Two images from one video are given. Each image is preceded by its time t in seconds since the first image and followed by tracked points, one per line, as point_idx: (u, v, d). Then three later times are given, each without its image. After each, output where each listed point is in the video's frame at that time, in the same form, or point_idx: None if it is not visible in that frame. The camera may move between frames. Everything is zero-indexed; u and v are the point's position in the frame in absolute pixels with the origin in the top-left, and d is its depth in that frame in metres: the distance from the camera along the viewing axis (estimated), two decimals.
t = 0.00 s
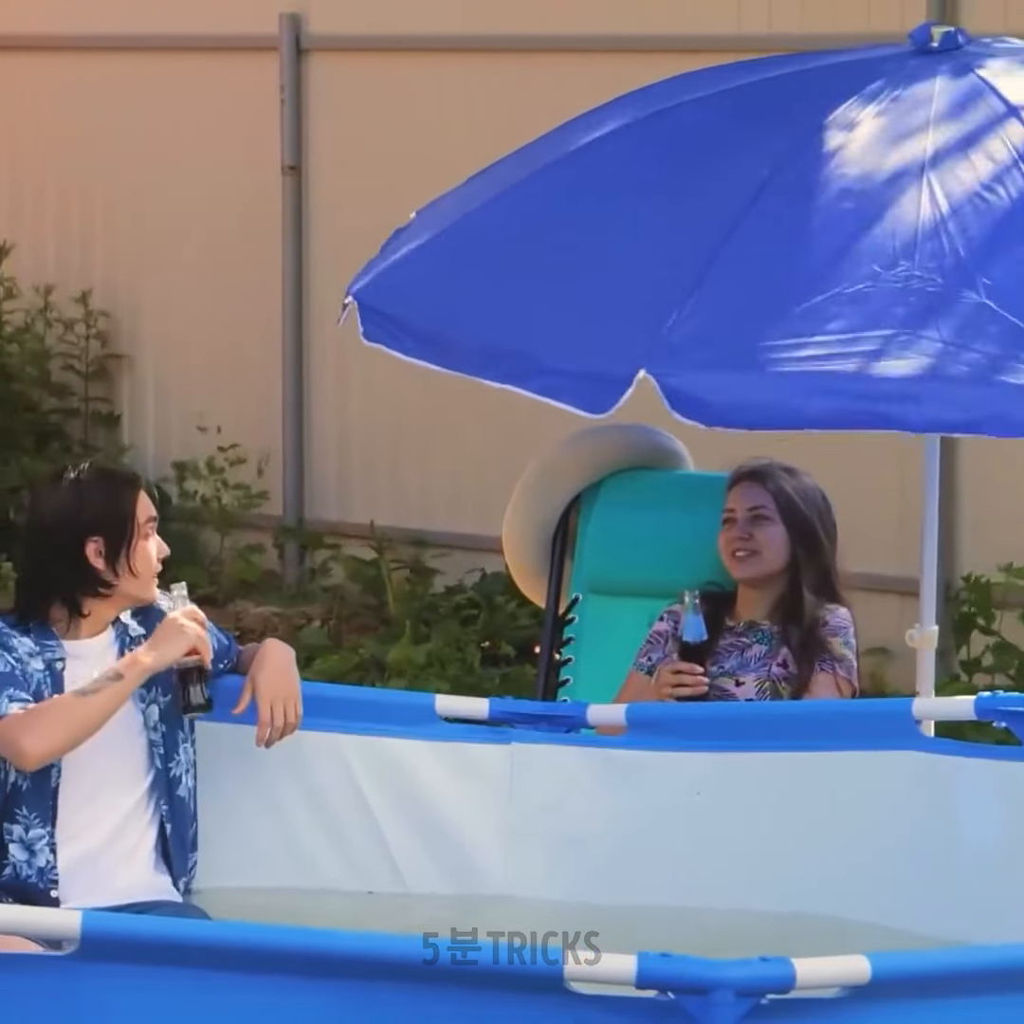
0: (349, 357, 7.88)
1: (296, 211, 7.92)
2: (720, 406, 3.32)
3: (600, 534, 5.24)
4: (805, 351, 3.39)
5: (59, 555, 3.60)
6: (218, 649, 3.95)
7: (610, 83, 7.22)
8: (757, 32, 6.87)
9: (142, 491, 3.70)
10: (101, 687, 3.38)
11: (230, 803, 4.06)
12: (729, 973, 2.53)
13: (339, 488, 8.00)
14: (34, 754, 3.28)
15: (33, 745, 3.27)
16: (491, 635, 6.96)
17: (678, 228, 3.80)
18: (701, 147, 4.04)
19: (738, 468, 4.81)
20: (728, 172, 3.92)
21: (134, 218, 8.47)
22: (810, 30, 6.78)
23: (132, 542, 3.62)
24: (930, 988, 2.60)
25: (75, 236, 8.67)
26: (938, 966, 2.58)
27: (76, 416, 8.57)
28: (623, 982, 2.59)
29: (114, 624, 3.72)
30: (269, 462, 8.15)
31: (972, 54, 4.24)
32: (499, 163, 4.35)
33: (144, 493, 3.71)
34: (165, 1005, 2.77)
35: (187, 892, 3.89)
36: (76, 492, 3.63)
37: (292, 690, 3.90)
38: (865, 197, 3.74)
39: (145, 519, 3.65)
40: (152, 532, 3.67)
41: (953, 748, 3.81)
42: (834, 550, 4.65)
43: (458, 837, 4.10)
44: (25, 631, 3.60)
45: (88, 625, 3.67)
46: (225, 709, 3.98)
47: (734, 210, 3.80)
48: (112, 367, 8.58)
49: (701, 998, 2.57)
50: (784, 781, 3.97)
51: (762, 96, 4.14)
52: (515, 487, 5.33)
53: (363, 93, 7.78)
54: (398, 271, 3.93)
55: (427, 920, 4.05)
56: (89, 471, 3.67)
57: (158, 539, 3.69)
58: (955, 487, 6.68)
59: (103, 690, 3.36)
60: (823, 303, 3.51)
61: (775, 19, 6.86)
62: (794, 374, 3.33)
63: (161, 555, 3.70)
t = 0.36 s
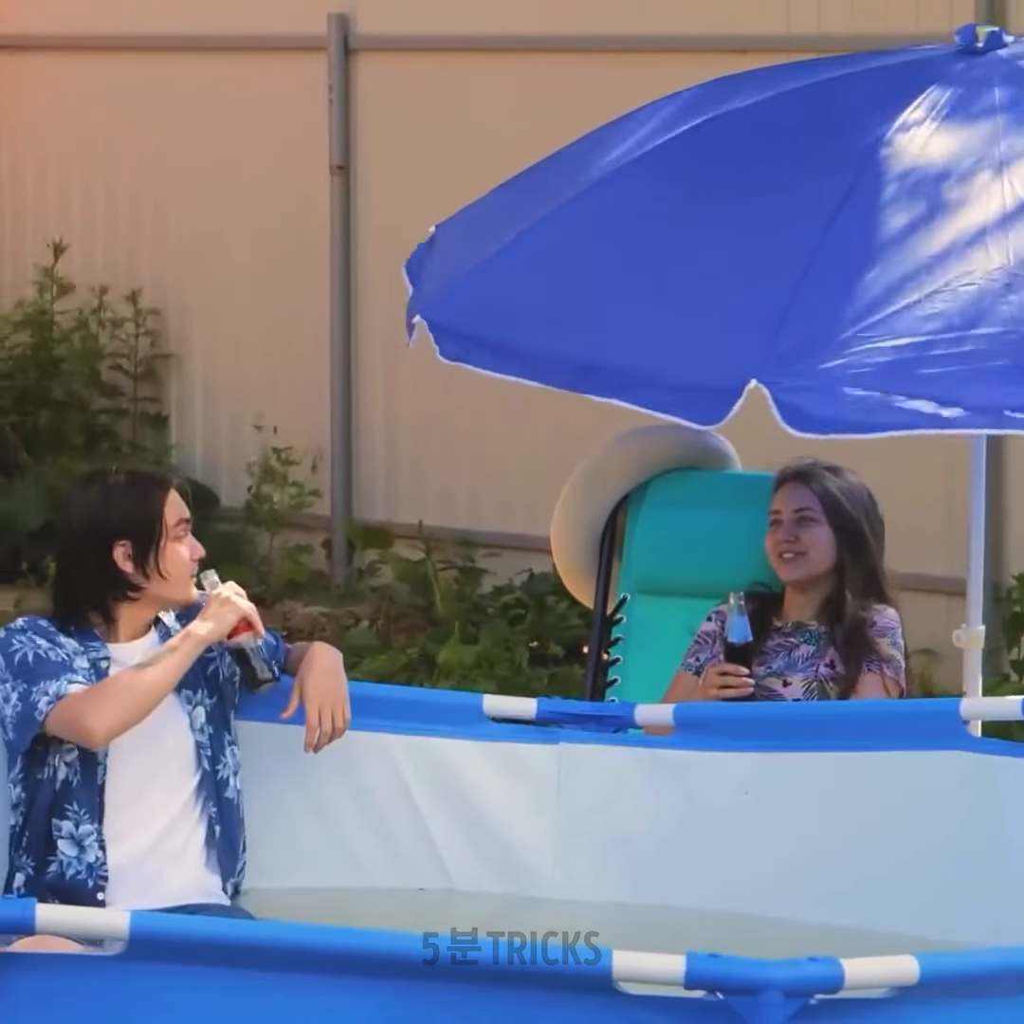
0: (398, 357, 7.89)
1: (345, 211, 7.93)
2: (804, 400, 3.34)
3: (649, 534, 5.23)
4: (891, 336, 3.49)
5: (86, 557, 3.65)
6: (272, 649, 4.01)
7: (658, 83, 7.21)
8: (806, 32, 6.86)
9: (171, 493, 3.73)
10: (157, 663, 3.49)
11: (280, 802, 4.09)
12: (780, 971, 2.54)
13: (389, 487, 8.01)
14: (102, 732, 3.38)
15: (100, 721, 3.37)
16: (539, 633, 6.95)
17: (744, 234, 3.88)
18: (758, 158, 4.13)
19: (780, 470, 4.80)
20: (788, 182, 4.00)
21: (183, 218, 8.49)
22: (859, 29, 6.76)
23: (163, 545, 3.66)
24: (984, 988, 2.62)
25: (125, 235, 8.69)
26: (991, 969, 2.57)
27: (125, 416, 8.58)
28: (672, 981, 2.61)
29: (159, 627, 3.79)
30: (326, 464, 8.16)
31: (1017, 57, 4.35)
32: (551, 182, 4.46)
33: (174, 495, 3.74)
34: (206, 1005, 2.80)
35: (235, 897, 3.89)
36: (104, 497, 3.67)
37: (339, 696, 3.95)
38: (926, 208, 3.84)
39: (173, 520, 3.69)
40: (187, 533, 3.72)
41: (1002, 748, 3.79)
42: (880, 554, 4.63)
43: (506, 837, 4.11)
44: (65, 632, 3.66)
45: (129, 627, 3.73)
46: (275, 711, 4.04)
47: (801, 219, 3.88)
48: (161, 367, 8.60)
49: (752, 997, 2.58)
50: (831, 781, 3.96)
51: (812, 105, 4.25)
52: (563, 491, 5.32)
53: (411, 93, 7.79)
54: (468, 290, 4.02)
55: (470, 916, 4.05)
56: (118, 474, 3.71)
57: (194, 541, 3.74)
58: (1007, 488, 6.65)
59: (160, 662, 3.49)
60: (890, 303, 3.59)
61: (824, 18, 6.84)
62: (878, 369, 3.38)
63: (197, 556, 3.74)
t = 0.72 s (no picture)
0: (452, 357, 7.91)
1: (398, 211, 7.94)
2: (851, 394, 3.43)
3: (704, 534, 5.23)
4: (930, 328, 3.58)
5: (130, 557, 3.68)
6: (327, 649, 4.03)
7: (710, 83, 7.21)
8: (858, 32, 6.84)
9: (216, 493, 3.74)
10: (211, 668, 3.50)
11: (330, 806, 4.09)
12: (831, 973, 2.60)
13: (442, 487, 8.02)
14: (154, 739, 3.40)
15: (154, 727, 3.39)
16: (593, 634, 6.95)
17: (794, 237, 3.98)
18: (813, 158, 4.22)
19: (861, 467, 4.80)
20: (838, 184, 4.10)
21: (236, 218, 8.51)
22: (913, 30, 6.74)
23: (211, 545, 3.67)
24: None
25: (178, 234, 8.72)
26: None
27: (176, 417, 8.63)
28: (725, 981, 2.67)
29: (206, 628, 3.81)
30: (366, 461, 8.19)
31: None
32: (606, 181, 4.59)
33: (221, 494, 3.75)
34: (246, 1005, 2.89)
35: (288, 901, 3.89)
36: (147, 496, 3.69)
37: (392, 697, 3.96)
38: (969, 200, 3.94)
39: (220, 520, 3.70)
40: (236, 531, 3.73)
41: None
42: (944, 562, 4.58)
43: (559, 837, 4.11)
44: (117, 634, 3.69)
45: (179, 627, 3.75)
46: (328, 710, 4.06)
47: (851, 221, 3.97)
48: (211, 366, 8.64)
49: (803, 998, 2.64)
50: (886, 782, 3.95)
51: (868, 109, 4.33)
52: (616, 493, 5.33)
53: (463, 93, 7.80)
54: (523, 299, 4.17)
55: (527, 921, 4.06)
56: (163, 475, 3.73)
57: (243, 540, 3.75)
58: None
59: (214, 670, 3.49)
60: (929, 290, 3.69)
61: (876, 19, 6.82)
62: (920, 365, 3.47)
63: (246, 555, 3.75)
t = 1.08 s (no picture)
0: (508, 358, 7.91)
1: (454, 210, 7.95)
2: (892, 400, 3.55)
3: (761, 534, 5.24)
4: (977, 327, 3.73)
5: (179, 556, 3.72)
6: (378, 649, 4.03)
7: (767, 83, 7.19)
8: (916, 33, 6.81)
9: (264, 489, 3.75)
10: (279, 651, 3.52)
11: (388, 808, 4.14)
12: (887, 973, 2.62)
13: (499, 487, 8.02)
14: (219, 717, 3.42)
15: (217, 709, 3.41)
16: (649, 634, 6.95)
17: (841, 244, 4.12)
18: (863, 165, 4.37)
19: (920, 466, 4.75)
20: (884, 194, 4.24)
21: (294, 217, 8.54)
22: (969, 30, 6.70)
23: (254, 543, 3.69)
24: None
25: (235, 234, 8.74)
26: None
27: (233, 416, 8.66)
28: (781, 980, 2.68)
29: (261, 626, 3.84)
30: (416, 461, 8.23)
31: None
32: (657, 181, 4.72)
33: (268, 490, 3.76)
34: (307, 1005, 2.91)
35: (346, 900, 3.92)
36: (194, 497, 3.72)
37: (448, 698, 3.98)
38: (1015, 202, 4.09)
39: (264, 516, 3.71)
40: (283, 526, 3.74)
41: None
42: (1002, 564, 4.56)
43: (614, 837, 4.11)
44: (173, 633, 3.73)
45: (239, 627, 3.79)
46: (385, 710, 4.10)
47: (896, 229, 4.11)
48: (268, 366, 8.66)
49: (859, 997, 2.66)
50: (937, 781, 3.93)
51: (919, 116, 4.47)
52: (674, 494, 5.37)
53: (520, 93, 7.80)
54: (572, 290, 4.33)
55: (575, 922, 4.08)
56: (212, 475, 3.76)
57: (291, 533, 3.76)
58: None
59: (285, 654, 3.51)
60: (978, 291, 3.84)
61: (933, 19, 6.79)
62: (960, 367, 3.60)
63: (297, 549, 3.76)
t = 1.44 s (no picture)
0: (569, 359, 7.92)
1: (515, 211, 7.98)
2: (945, 404, 3.59)
3: (822, 534, 5.23)
4: None
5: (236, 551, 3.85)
6: (434, 650, 4.07)
7: (828, 82, 7.19)
8: (977, 32, 6.80)
9: (309, 491, 3.83)
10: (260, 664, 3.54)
11: (447, 810, 4.17)
12: (946, 974, 2.64)
13: (559, 488, 8.02)
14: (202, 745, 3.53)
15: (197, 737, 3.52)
16: (710, 633, 6.95)
17: (894, 245, 4.15)
18: (918, 163, 4.39)
19: (985, 466, 4.75)
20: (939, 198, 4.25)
21: (356, 216, 8.54)
22: None
23: (276, 537, 3.79)
24: None
25: (295, 233, 8.74)
26: None
27: (294, 415, 8.65)
28: (841, 980, 2.69)
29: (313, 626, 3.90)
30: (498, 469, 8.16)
31: None
32: (714, 182, 4.73)
33: (317, 494, 3.83)
34: (366, 1004, 2.94)
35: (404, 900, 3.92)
36: (253, 497, 3.85)
37: (507, 698, 4.01)
38: None
39: (290, 514, 3.79)
40: (315, 526, 3.80)
41: None
42: None
43: (675, 836, 4.13)
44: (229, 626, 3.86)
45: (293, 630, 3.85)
46: (443, 710, 4.11)
47: (950, 230, 4.14)
48: (330, 365, 8.65)
49: (919, 997, 2.68)
50: (997, 782, 3.93)
51: (972, 118, 4.48)
52: (733, 495, 5.35)
53: (580, 93, 7.81)
54: (626, 292, 4.36)
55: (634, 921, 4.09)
56: (273, 478, 3.88)
57: (327, 536, 3.81)
58: None
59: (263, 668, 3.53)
60: None
61: (994, 19, 6.78)
62: (1011, 368, 3.64)
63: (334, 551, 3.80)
